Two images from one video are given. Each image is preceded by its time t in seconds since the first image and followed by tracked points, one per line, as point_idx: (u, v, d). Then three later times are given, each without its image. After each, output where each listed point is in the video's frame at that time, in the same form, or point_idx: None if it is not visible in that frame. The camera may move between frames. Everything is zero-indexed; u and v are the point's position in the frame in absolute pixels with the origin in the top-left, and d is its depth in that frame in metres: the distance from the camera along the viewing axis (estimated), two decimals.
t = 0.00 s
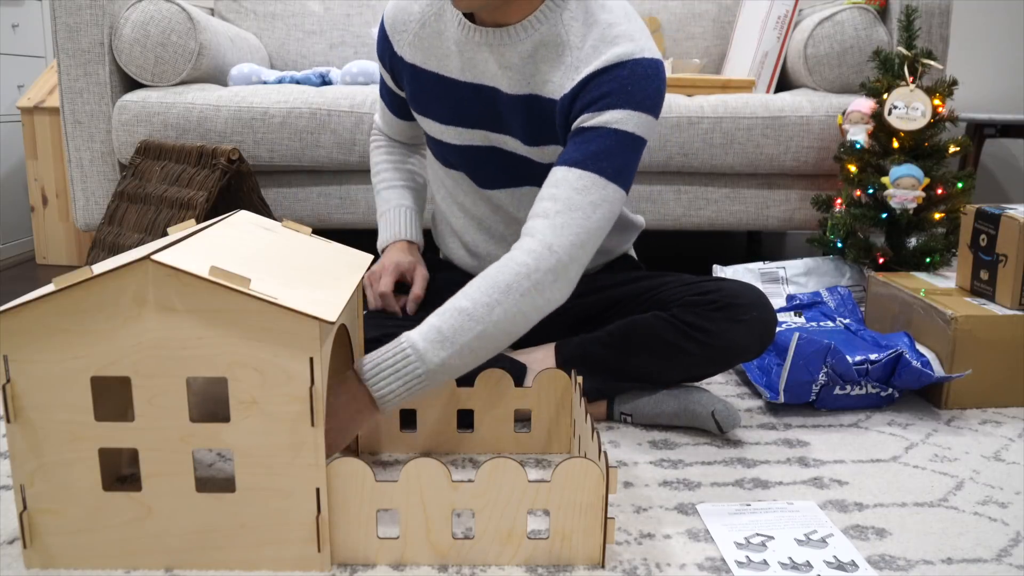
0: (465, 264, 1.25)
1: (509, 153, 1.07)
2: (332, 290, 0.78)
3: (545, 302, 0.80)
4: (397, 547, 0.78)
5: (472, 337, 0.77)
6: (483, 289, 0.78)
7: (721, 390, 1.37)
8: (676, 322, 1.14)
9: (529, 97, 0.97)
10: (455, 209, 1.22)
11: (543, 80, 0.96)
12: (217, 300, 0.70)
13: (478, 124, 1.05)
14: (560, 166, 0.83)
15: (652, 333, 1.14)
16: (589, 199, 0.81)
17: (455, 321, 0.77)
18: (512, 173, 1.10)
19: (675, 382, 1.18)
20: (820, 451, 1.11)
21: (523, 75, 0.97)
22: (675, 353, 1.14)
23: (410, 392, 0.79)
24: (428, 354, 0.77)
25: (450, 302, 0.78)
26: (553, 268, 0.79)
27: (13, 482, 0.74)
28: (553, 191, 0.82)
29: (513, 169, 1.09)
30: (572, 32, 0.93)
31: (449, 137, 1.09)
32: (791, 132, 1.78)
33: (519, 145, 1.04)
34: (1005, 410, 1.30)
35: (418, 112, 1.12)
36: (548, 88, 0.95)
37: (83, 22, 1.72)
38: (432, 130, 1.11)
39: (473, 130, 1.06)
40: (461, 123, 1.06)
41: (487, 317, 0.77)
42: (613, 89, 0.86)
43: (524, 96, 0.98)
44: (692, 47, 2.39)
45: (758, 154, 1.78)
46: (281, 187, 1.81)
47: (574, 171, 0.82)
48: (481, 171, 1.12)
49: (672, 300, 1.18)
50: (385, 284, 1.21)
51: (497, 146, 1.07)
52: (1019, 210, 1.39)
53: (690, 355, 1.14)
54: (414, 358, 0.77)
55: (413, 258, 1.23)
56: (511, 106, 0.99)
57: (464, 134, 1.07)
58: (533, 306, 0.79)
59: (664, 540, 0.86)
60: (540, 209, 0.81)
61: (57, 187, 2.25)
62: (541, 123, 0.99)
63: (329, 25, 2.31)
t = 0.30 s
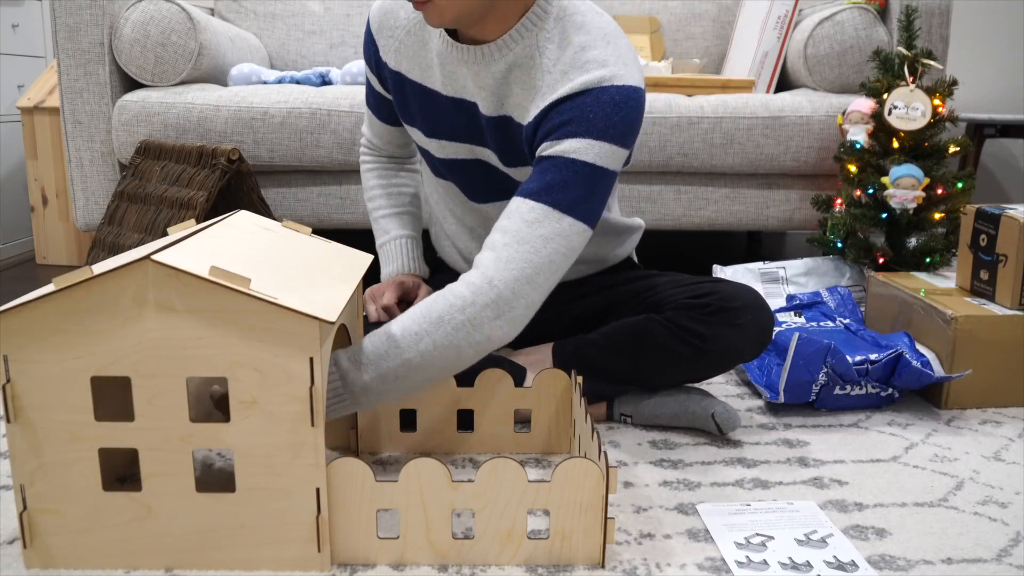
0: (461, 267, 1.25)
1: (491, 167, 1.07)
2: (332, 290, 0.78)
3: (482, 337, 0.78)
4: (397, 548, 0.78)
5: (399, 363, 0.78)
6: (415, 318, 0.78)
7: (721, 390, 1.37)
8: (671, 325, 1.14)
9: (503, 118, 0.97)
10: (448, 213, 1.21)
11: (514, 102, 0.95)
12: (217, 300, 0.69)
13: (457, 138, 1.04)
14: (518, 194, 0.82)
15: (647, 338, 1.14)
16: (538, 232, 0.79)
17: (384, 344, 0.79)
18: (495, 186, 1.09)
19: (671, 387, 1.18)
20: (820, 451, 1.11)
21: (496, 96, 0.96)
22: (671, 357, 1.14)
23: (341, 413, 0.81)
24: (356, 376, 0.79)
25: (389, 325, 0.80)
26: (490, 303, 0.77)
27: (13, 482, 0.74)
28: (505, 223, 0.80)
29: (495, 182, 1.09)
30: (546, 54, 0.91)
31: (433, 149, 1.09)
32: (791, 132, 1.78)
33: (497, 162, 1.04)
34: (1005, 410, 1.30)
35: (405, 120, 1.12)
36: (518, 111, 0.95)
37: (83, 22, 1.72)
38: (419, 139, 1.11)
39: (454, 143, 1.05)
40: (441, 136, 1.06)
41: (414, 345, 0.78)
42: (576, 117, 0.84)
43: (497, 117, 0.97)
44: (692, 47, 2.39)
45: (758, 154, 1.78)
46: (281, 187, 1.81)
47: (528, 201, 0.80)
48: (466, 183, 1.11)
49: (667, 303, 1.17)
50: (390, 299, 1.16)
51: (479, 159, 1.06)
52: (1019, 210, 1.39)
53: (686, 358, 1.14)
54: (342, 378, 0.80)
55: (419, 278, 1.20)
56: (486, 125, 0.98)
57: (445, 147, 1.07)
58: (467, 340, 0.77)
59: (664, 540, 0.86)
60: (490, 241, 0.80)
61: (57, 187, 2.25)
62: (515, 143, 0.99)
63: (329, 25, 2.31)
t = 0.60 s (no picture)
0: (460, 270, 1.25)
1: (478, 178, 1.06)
2: (331, 291, 0.78)
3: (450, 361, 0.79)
4: (397, 548, 0.78)
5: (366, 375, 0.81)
6: (386, 336, 0.80)
7: (721, 390, 1.37)
8: (669, 327, 1.14)
9: (482, 135, 0.96)
10: (444, 217, 1.21)
11: (492, 121, 0.94)
12: (217, 300, 0.69)
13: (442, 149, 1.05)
14: (492, 218, 0.82)
15: (643, 342, 1.14)
16: (508, 258, 0.79)
17: (354, 355, 0.81)
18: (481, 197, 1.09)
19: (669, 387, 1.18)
20: (820, 451, 1.11)
21: (474, 114, 0.95)
22: (668, 358, 1.15)
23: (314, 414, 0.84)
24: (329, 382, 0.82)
25: (365, 337, 0.82)
26: (458, 329, 0.78)
27: (13, 482, 0.74)
28: (479, 247, 0.80)
29: (481, 193, 1.09)
30: (522, 72, 0.89)
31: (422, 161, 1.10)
32: (791, 132, 1.78)
33: (482, 175, 1.04)
34: (1004, 410, 1.30)
35: (396, 128, 1.12)
36: (495, 130, 0.94)
37: (83, 23, 1.72)
38: (410, 149, 1.12)
39: (440, 155, 1.05)
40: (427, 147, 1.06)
41: (382, 362, 0.80)
42: (546, 139, 0.83)
43: (477, 134, 0.96)
44: (692, 47, 2.39)
45: (758, 155, 1.78)
46: (281, 187, 1.81)
47: (500, 225, 0.80)
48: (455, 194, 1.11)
49: (664, 304, 1.17)
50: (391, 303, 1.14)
51: (466, 171, 1.06)
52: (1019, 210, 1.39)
53: (683, 360, 1.15)
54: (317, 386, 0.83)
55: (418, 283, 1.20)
56: (469, 140, 0.98)
57: (432, 158, 1.07)
58: (434, 363, 0.78)
59: (664, 540, 0.86)
60: (465, 265, 0.80)
61: (57, 187, 2.25)
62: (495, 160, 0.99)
63: (329, 26, 2.31)
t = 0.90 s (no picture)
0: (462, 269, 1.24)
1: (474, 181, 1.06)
2: (331, 291, 0.78)
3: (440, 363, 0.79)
4: (397, 548, 0.78)
5: (357, 375, 0.82)
6: (377, 338, 0.81)
7: (721, 390, 1.37)
8: (667, 328, 1.14)
9: (474, 139, 0.97)
10: (444, 217, 1.21)
11: (484, 125, 0.94)
12: (217, 300, 0.69)
13: (438, 152, 1.05)
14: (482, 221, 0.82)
15: (639, 343, 1.14)
16: (499, 262, 0.79)
17: (345, 355, 0.82)
18: (477, 199, 1.10)
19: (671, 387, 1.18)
20: (820, 451, 1.11)
21: (466, 120, 0.95)
22: (666, 359, 1.15)
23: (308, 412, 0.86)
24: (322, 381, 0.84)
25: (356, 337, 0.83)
26: (447, 332, 0.78)
27: (13, 482, 0.74)
28: (470, 250, 0.81)
29: (477, 195, 1.09)
30: (514, 76, 0.89)
31: (418, 163, 1.10)
32: (791, 132, 1.78)
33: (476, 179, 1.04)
34: (1004, 410, 1.30)
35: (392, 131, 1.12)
36: (487, 135, 0.94)
37: (83, 23, 1.72)
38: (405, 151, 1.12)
39: (437, 157, 1.06)
40: (422, 151, 1.06)
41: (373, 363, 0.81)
42: (537, 143, 0.83)
43: (469, 139, 0.97)
44: (692, 47, 2.39)
45: (758, 154, 1.78)
46: (281, 187, 1.81)
47: (490, 229, 0.80)
48: (451, 196, 1.11)
49: (663, 305, 1.17)
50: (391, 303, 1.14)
51: (462, 174, 1.06)
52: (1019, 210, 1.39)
53: (683, 360, 1.14)
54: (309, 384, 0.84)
55: (417, 283, 1.20)
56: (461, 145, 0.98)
57: (428, 160, 1.07)
58: (424, 364, 0.79)
59: (664, 540, 0.86)
60: (456, 268, 0.81)
61: (57, 187, 2.25)
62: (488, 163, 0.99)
63: (329, 26, 2.31)
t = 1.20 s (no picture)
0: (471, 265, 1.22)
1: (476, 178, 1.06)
2: (330, 291, 0.78)
3: (451, 358, 0.78)
4: (397, 548, 0.78)
5: (366, 374, 0.80)
6: (387, 335, 0.80)
7: (721, 390, 1.37)
8: (666, 327, 1.14)
9: (477, 135, 0.96)
10: (445, 217, 1.21)
11: (488, 122, 0.94)
12: (218, 300, 0.70)
13: (439, 150, 1.04)
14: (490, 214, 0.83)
15: (638, 341, 1.13)
16: (509, 254, 0.79)
17: (353, 354, 0.81)
18: (478, 197, 1.09)
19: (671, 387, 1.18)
20: (820, 451, 1.11)
21: (470, 115, 0.94)
22: (666, 359, 1.15)
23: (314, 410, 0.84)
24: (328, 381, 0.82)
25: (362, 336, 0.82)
26: (459, 325, 0.77)
27: (13, 482, 0.74)
28: (478, 245, 0.81)
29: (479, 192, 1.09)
30: (518, 72, 0.89)
31: (419, 161, 1.10)
32: (791, 132, 1.78)
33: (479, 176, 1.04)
34: (1004, 410, 1.30)
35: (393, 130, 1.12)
36: (492, 130, 0.94)
37: (83, 23, 1.72)
38: (406, 149, 1.12)
39: (438, 155, 1.05)
40: (423, 148, 1.06)
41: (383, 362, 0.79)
42: (544, 137, 0.83)
43: (472, 135, 0.96)
44: (692, 47, 2.39)
45: (758, 154, 1.78)
46: (281, 187, 1.81)
47: (499, 223, 0.80)
48: (452, 195, 1.11)
49: (662, 305, 1.17)
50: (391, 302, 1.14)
51: (464, 171, 1.06)
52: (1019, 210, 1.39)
53: (683, 360, 1.14)
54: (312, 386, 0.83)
55: (417, 283, 1.20)
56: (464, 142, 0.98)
57: (428, 158, 1.07)
58: (435, 360, 0.78)
59: (663, 540, 0.86)
60: (464, 263, 0.81)
61: (57, 187, 2.25)
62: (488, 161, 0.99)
63: (329, 26, 2.31)
